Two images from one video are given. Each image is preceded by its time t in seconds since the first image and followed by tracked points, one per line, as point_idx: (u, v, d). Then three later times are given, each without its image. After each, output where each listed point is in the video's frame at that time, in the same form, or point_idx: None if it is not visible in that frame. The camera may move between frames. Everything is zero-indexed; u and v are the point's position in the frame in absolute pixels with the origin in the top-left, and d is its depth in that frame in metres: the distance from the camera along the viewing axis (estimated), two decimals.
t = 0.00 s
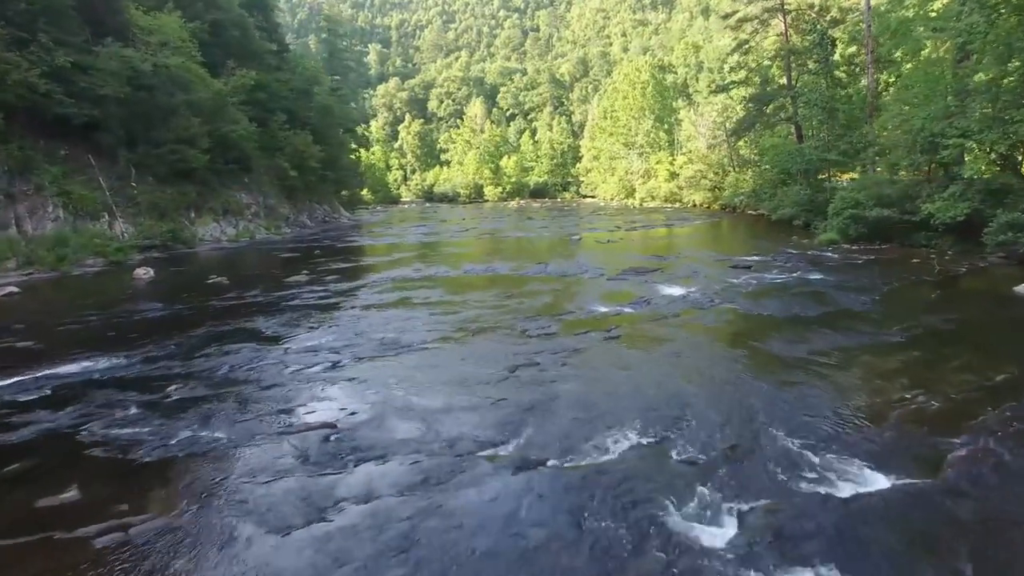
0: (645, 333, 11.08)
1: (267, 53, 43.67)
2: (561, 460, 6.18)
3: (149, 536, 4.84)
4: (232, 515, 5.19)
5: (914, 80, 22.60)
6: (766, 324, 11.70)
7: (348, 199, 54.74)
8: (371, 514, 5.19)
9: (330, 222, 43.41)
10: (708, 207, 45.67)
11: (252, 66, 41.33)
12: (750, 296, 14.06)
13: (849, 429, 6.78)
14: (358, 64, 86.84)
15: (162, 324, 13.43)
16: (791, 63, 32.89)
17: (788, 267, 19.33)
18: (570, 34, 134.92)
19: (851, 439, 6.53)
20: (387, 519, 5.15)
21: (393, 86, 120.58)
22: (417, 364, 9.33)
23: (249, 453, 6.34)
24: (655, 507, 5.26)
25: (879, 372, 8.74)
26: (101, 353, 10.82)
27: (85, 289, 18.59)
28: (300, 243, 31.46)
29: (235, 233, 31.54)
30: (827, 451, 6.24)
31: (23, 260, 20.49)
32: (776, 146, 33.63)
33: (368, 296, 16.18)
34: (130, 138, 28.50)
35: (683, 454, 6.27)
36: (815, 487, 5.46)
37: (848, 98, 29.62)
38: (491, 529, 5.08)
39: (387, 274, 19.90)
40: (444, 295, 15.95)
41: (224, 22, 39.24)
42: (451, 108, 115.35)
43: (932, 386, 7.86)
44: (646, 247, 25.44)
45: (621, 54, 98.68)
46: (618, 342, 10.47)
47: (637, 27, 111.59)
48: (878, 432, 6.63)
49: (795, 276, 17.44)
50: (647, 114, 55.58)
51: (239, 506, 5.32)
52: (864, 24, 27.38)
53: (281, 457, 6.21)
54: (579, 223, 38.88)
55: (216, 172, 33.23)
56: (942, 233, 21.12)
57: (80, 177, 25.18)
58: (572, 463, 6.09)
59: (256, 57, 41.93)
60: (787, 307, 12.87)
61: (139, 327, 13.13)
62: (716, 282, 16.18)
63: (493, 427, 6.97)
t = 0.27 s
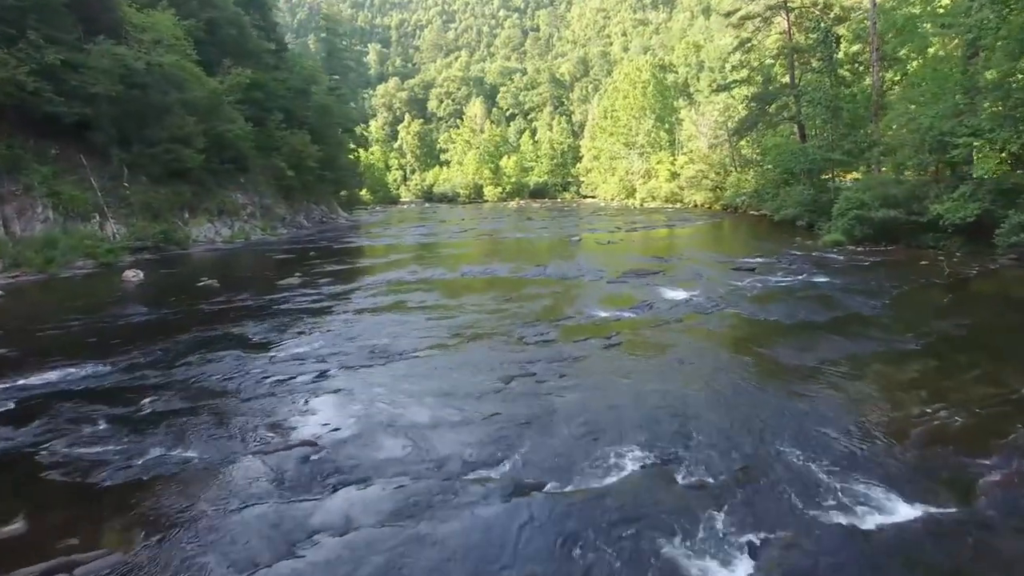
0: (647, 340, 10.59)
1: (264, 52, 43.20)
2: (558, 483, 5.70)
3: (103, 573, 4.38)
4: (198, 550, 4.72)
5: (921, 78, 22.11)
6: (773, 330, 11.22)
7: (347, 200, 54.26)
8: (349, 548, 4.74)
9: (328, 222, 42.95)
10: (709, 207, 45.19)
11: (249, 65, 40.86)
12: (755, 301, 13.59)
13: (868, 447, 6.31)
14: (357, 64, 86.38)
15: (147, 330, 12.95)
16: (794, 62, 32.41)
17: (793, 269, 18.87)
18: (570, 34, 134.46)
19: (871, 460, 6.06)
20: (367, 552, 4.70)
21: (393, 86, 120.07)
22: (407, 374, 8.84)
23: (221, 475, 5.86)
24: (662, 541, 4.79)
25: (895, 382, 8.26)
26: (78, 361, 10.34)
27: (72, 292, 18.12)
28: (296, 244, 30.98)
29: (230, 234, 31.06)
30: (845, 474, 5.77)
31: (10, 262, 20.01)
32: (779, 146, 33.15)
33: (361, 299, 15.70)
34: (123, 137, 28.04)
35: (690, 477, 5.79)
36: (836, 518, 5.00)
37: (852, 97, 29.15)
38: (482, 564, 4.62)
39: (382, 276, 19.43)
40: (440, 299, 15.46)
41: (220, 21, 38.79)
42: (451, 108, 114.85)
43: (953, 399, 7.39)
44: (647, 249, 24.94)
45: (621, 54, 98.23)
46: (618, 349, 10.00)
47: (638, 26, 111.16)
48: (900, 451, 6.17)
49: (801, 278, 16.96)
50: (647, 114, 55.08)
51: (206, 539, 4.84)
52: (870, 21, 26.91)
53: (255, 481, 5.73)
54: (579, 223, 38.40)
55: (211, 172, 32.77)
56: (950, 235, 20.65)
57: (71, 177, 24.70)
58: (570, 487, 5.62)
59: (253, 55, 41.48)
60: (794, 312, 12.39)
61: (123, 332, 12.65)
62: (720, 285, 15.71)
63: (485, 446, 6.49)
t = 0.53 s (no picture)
0: (649, 348, 10.11)
1: (260, 50, 42.71)
2: (556, 513, 5.24)
3: None
4: None
5: (929, 76, 21.63)
6: (781, 337, 10.74)
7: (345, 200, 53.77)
8: None
9: (325, 223, 42.47)
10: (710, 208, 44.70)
11: (245, 63, 40.38)
12: (761, 305, 13.11)
13: (890, 472, 5.84)
14: (356, 63, 85.89)
15: (129, 336, 12.45)
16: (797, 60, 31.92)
17: (799, 272, 18.38)
18: (570, 34, 133.98)
19: (895, 488, 5.59)
20: None
21: (392, 86, 119.59)
22: (395, 386, 8.36)
23: (189, 502, 5.38)
24: None
25: (914, 394, 7.77)
26: (52, 370, 9.84)
27: (58, 295, 17.63)
28: (292, 245, 30.50)
29: (224, 235, 30.60)
30: (867, 504, 5.33)
31: None
32: (782, 146, 32.67)
33: (353, 303, 15.22)
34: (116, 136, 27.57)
35: (698, 506, 5.33)
36: (864, 558, 4.55)
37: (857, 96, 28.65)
38: None
39: (376, 279, 18.94)
40: (435, 303, 14.99)
41: (216, 19, 38.30)
42: (450, 108, 114.37)
43: (979, 416, 6.92)
44: (648, 250, 24.47)
45: (621, 54, 97.78)
46: (620, 358, 9.51)
47: (638, 26, 110.72)
48: (927, 477, 5.71)
49: (807, 282, 16.47)
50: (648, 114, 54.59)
51: None
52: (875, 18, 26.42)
53: (226, 510, 5.26)
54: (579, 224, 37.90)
55: (206, 172, 32.29)
56: (959, 236, 20.17)
57: (61, 177, 24.23)
58: (569, 517, 5.16)
59: (249, 54, 41.00)
60: (802, 318, 11.90)
61: (104, 339, 12.15)
62: (724, 289, 15.22)
63: (477, 469, 6.03)
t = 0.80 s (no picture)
0: (653, 358, 9.59)
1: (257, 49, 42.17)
2: (553, 551, 4.73)
3: None
4: None
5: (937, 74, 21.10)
6: (791, 346, 10.21)
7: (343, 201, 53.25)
8: None
9: (322, 224, 41.95)
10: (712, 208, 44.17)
11: (241, 62, 39.85)
12: (769, 311, 12.58)
13: (920, 503, 5.33)
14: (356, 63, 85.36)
15: (109, 343, 11.91)
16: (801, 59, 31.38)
17: (805, 275, 17.85)
18: (570, 34, 133.46)
19: (927, 521, 5.08)
20: None
21: (392, 86, 119.11)
22: (382, 401, 7.82)
23: (144, 536, 4.85)
24: None
25: (939, 410, 7.24)
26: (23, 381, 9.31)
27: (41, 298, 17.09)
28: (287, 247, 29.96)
29: (218, 236, 30.07)
30: (898, 541, 4.81)
31: None
32: (785, 146, 32.13)
33: (345, 308, 14.69)
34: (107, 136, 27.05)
35: (710, 544, 4.81)
36: None
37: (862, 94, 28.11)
38: None
39: (370, 282, 18.40)
40: (429, 308, 14.46)
41: (211, 17, 37.76)
42: (450, 107, 113.85)
43: (1012, 437, 6.39)
44: (649, 252, 23.95)
45: (622, 53, 97.28)
46: (622, 369, 8.99)
47: (639, 26, 110.23)
48: (963, 509, 5.19)
49: (815, 285, 15.94)
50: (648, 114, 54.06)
51: None
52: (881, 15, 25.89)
53: (186, 547, 4.74)
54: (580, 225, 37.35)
55: (200, 172, 31.76)
56: (969, 238, 19.62)
57: (49, 177, 23.70)
58: (567, 557, 4.65)
59: (245, 53, 40.46)
60: (812, 325, 11.36)
61: (82, 347, 11.61)
62: (729, 293, 14.69)
63: (467, 498, 5.51)
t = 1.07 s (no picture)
0: (657, 369, 9.08)
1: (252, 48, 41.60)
2: None
3: None
4: None
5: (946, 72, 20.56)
6: (802, 355, 9.69)
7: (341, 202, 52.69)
8: None
9: (319, 225, 41.41)
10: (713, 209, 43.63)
11: (236, 61, 39.31)
12: (778, 317, 12.06)
13: (958, 541, 4.83)
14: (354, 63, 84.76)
15: (87, 352, 11.36)
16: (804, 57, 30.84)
17: (812, 278, 17.31)
18: (570, 34, 132.94)
19: (968, 563, 4.58)
20: None
21: (391, 86, 118.48)
22: (368, 417, 7.31)
23: None
24: None
25: (967, 428, 6.73)
26: None
27: (24, 302, 16.54)
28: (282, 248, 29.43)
29: (212, 237, 29.52)
30: None
31: None
32: (789, 146, 31.60)
33: (336, 313, 14.15)
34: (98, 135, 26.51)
35: None
36: None
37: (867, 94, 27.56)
38: None
39: (364, 286, 17.87)
40: (423, 313, 13.94)
41: (205, 14, 37.20)
42: (450, 107, 113.29)
43: None
44: (651, 254, 23.40)
45: (622, 53, 96.76)
46: (625, 382, 8.47)
47: (639, 25, 109.72)
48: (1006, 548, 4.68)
49: (823, 290, 15.40)
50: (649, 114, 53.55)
51: None
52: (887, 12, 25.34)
53: None
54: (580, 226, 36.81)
55: (193, 172, 31.22)
56: (981, 240, 19.09)
57: (37, 177, 23.16)
58: None
59: (241, 51, 39.91)
60: (824, 333, 10.82)
61: (58, 355, 11.06)
62: (734, 298, 14.17)
63: (457, 534, 5.01)
